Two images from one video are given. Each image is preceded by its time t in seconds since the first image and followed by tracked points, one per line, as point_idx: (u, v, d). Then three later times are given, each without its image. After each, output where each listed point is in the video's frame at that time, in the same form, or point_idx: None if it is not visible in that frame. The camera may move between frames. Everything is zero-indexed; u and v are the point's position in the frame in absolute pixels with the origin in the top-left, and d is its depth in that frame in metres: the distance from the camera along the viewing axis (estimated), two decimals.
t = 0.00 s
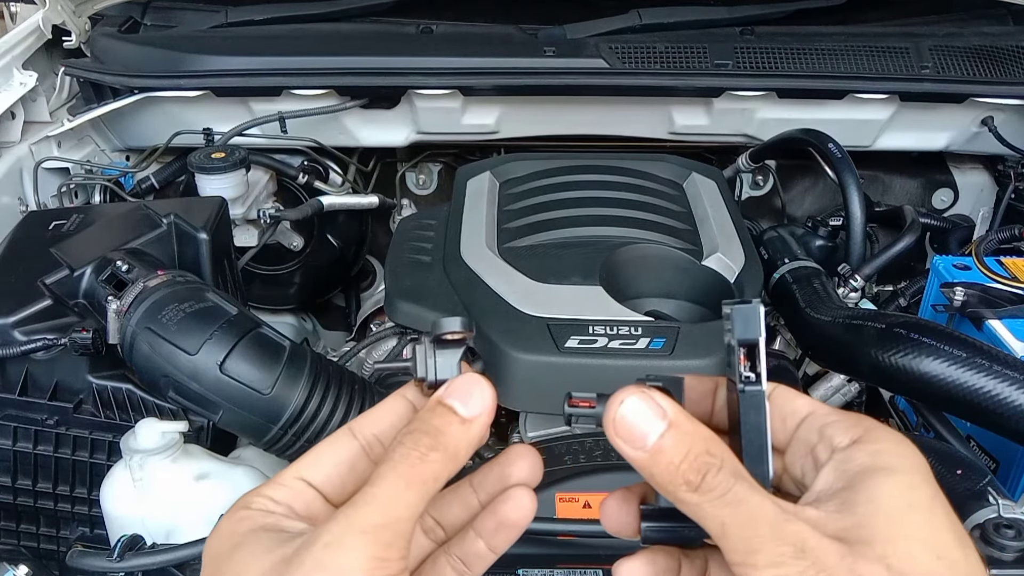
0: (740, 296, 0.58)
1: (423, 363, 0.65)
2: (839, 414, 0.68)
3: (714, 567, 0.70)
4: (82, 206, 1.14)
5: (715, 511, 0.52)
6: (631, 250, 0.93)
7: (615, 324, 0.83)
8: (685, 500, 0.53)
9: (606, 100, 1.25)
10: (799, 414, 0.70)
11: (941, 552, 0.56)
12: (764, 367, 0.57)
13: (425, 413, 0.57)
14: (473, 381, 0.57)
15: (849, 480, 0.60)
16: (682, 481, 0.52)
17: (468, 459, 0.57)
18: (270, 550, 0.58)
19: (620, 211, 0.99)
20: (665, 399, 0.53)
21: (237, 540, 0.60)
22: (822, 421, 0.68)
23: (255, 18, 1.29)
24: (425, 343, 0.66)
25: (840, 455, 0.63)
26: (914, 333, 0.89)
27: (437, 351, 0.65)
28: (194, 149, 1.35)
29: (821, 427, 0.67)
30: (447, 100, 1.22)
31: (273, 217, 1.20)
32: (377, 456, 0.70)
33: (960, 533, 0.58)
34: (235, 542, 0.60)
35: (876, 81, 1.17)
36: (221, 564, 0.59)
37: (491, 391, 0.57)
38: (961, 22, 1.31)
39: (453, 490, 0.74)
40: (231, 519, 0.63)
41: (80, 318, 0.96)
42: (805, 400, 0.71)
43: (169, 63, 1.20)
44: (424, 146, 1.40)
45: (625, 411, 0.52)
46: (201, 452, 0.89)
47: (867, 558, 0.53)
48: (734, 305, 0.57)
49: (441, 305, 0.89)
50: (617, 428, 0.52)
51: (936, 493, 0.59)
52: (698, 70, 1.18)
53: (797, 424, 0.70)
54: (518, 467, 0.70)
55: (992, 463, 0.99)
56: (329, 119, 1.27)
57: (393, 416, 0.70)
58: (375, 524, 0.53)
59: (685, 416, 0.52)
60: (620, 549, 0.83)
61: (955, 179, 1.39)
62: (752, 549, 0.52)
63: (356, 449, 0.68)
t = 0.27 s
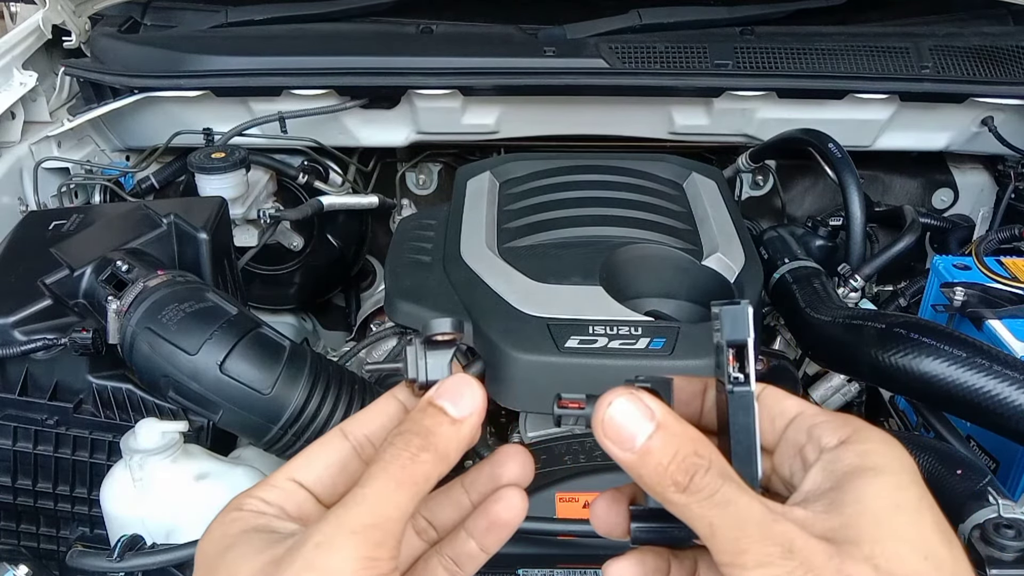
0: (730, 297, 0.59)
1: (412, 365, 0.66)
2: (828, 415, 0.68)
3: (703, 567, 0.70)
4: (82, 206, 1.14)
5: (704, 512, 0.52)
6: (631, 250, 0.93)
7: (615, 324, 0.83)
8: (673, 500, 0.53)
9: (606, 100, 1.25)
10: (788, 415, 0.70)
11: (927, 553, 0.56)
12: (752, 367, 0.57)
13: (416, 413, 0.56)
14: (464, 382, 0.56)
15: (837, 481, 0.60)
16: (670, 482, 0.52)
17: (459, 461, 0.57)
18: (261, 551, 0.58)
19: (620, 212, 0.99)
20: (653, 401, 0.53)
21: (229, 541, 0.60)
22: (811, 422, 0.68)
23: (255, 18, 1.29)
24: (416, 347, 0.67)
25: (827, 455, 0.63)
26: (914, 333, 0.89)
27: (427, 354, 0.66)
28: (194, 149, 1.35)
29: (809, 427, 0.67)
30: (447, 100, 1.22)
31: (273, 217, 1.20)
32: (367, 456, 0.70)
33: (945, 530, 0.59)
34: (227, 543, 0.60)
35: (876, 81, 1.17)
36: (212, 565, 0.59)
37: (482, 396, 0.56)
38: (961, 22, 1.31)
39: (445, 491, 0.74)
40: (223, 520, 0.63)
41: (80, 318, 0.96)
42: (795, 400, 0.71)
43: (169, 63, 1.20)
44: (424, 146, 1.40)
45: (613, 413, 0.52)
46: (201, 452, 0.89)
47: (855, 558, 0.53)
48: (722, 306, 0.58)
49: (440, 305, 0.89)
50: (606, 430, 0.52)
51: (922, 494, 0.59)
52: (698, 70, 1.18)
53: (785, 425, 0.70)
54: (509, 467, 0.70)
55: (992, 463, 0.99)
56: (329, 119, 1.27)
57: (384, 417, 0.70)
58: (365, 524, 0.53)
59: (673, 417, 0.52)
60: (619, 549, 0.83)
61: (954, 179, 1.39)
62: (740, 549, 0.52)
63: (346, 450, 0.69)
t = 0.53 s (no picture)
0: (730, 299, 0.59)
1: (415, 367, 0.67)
2: (830, 415, 0.68)
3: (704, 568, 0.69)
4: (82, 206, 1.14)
5: (704, 514, 0.52)
6: (632, 250, 0.93)
7: (615, 324, 0.83)
8: (673, 503, 0.53)
9: (606, 100, 1.25)
10: (789, 416, 0.71)
11: (929, 553, 0.56)
12: (754, 368, 0.57)
13: (418, 417, 0.57)
14: (465, 386, 0.56)
15: (838, 482, 0.60)
16: (671, 484, 0.52)
17: (461, 465, 0.57)
18: (263, 554, 0.58)
19: (620, 212, 0.99)
20: (653, 404, 0.53)
21: (231, 545, 0.60)
22: (812, 423, 0.68)
23: (255, 18, 1.29)
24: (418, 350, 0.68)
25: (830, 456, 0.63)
26: (914, 333, 0.89)
27: (430, 357, 0.67)
28: (194, 149, 1.35)
29: (810, 429, 0.67)
30: (447, 100, 1.22)
31: (272, 217, 1.20)
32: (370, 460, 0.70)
33: (946, 530, 0.59)
34: (229, 547, 0.60)
35: (876, 81, 1.17)
36: (215, 567, 0.59)
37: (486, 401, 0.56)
38: (961, 22, 1.31)
39: (446, 494, 0.74)
40: (225, 524, 0.63)
41: (79, 318, 0.96)
42: (795, 401, 0.71)
43: (169, 63, 1.20)
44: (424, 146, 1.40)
45: (613, 416, 0.52)
46: (201, 452, 0.89)
47: (856, 559, 0.53)
48: (724, 307, 0.58)
49: (440, 305, 0.89)
50: (605, 432, 0.52)
51: (924, 495, 0.59)
52: (698, 70, 1.18)
53: (787, 426, 0.70)
54: (509, 471, 0.70)
55: (992, 463, 0.99)
56: (329, 119, 1.27)
57: (386, 421, 0.70)
58: (367, 527, 0.53)
59: (673, 420, 0.52)
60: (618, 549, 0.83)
61: (954, 179, 1.39)
62: (741, 551, 0.52)
63: (349, 454, 0.69)
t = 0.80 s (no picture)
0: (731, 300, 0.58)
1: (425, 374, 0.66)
2: (832, 415, 0.68)
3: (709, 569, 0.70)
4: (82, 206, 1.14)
5: (707, 516, 0.52)
6: (631, 250, 0.93)
7: (615, 324, 0.83)
8: (676, 505, 0.53)
9: (606, 100, 1.25)
10: (792, 416, 0.71)
11: (932, 552, 0.56)
12: (756, 370, 0.57)
13: (427, 423, 0.57)
14: (474, 392, 0.56)
15: (840, 483, 0.60)
16: (673, 486, 0.52)
17: (470, 470, 0.57)
18: (274, 560, 0.58)
19: (620, 212, 0.99)
20: (656, 406, 0.53)
21: (242, 550, 0.61)
22: (814, 423, 0.68)
23: (255, 18, 1.29)
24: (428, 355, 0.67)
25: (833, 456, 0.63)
26: (914, 333, 0.89)
27: (438, 363, 0.66)
28: (194, 149, 1.35)
29: (813, 429, 0.67)
30: (447, 99, 1.23)
31: (272, 217, 1.20)
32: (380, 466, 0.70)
33: (949, 529, 0.59)
34: (240, 551, 0.60)
35: (876, 81, 1.17)
36: (229, 569, 0.60)
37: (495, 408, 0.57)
38: (961, 22, 1.31)
39: (454, 500, 0.74)
40: (235, 531, 0.63)
41: (79, 318, 0.96)
42: (797, 402, 0.72)
43: (169, 63, 1.20)
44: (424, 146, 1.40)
45: (615, 419, 0.52)
46: (201, 453, 0.89)
47: (858, 560, 0.53)
48: (725, 309, 0.57)
49: (441, 305, 0.89)
50: (607, 434, 0.52)
51: (925, 494, 0.59)
52: (698, 70, 1.18)
53: (789, 426, 0.70)
54: (519, 477, 0.70)
55: (992, 463, 0.99)
56: (329, 119, 1.27)
57: (394, 426, 0.70)
58: (377, 533, 0.53)
59: (675, 422, 0.52)
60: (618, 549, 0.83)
61: (954, 179, 1.39)
62: (743, 553, 0.52)
63: (359, 460, 0.69)
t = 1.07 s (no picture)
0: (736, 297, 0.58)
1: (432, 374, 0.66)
2: (837, 411, 0.68)
3: (714, 567, 0.71)
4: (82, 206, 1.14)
5: (716, 514, 0.52)
6: (631, 250, 0.93)
7: (615, 324, 0.83)
8: (682, 501, 0.53)
9: (606, 100, 1.25)
10: (798, 412, 0.71)
11: (938, 549, 0.56)
12: (761, 366, 0.57)
13: (434, 424, 0.57)
14: (484, 395, 0.57)
15: (846, 480, 0.60)
16: (678, 483, 0.52)
17: (476, 471, 0.57)
18: (280, 557, 0.58)
19: (620, 212, 0.99)
20: (661, 402, 0.53)
21: (248, 547, 0.60)
22: (820, 420, 0.68)
23: (255, 18, 1.29)
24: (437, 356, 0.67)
25: (839, 452, 0.63)
26: (914, 333, 0.89)
27: (447, 365, 0.66)
28: (194, 149, 1.35)
29: (819, 426, 0.67)
30: (446, 100, 1.23)
31: (272, 217, 1.20)
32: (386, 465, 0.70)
33: (954, 525, 0.59)
34: (246, 549, 0.60)
35: (876, 81, 1.17)
36: (232, 567, 0.60)
37: (502, 409, 0.57)
38: (960, 22, 1.31)
39: (459, 500, 0.74)
40: (242, 527, 0.63)
41: (79, 318, 0.96)
42: (803, 398, 0.71)
43: (169, 63, 1.20)
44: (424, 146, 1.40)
45: (620, 416, 0.52)
46: (201, 453, 0.89)
47: (863, 557, 0.53)
48: (730, 305, 0.57)
49: (441, 305, 0.89)
50: (613, 431, 0.52)
51: (933, 491, 0.59)
52: (698, 70, 1.18)
53: (795, 423, 0.70)
54: (523, 479, 0.70)
55: (992, 463, 0.99)
56: (329, 119, 1.27)
57: (401, 425, 0.70)
58: (383, 531, 0.53)
59: (681, 418, 0.52)
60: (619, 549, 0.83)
61: (955, 179, 1.39)
62: (750, 549, 0.52)
63: (365, 459, 0.69)
